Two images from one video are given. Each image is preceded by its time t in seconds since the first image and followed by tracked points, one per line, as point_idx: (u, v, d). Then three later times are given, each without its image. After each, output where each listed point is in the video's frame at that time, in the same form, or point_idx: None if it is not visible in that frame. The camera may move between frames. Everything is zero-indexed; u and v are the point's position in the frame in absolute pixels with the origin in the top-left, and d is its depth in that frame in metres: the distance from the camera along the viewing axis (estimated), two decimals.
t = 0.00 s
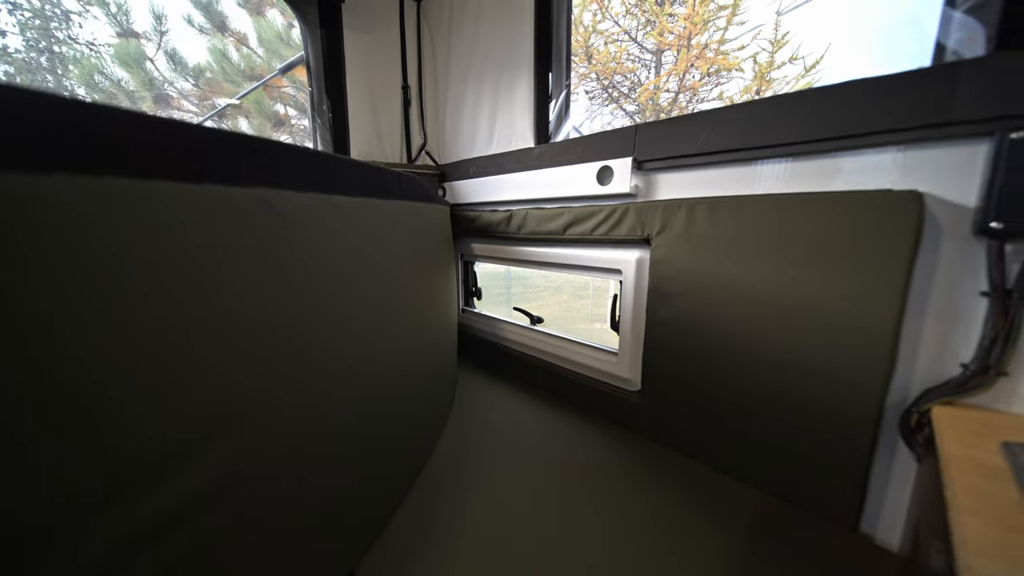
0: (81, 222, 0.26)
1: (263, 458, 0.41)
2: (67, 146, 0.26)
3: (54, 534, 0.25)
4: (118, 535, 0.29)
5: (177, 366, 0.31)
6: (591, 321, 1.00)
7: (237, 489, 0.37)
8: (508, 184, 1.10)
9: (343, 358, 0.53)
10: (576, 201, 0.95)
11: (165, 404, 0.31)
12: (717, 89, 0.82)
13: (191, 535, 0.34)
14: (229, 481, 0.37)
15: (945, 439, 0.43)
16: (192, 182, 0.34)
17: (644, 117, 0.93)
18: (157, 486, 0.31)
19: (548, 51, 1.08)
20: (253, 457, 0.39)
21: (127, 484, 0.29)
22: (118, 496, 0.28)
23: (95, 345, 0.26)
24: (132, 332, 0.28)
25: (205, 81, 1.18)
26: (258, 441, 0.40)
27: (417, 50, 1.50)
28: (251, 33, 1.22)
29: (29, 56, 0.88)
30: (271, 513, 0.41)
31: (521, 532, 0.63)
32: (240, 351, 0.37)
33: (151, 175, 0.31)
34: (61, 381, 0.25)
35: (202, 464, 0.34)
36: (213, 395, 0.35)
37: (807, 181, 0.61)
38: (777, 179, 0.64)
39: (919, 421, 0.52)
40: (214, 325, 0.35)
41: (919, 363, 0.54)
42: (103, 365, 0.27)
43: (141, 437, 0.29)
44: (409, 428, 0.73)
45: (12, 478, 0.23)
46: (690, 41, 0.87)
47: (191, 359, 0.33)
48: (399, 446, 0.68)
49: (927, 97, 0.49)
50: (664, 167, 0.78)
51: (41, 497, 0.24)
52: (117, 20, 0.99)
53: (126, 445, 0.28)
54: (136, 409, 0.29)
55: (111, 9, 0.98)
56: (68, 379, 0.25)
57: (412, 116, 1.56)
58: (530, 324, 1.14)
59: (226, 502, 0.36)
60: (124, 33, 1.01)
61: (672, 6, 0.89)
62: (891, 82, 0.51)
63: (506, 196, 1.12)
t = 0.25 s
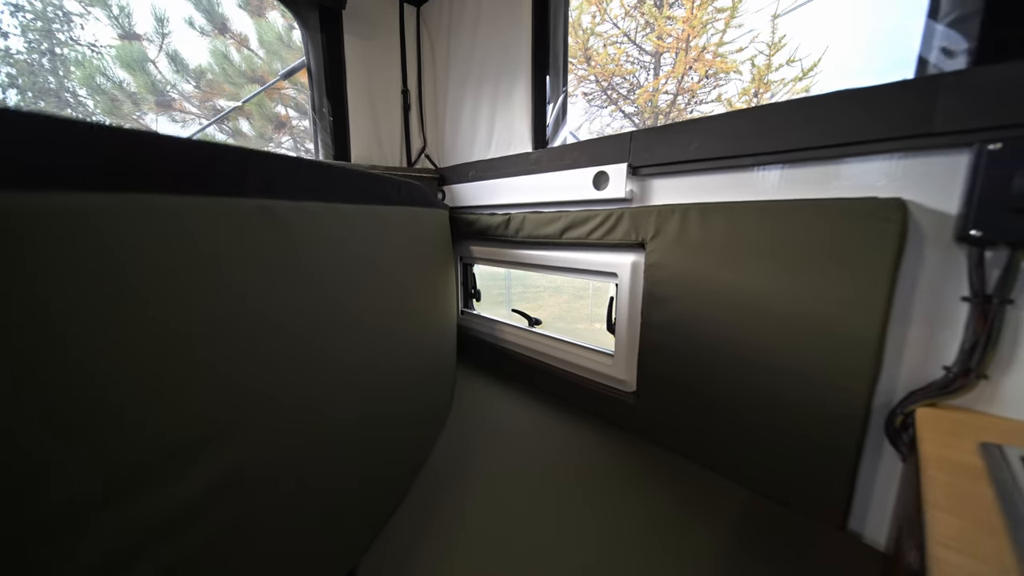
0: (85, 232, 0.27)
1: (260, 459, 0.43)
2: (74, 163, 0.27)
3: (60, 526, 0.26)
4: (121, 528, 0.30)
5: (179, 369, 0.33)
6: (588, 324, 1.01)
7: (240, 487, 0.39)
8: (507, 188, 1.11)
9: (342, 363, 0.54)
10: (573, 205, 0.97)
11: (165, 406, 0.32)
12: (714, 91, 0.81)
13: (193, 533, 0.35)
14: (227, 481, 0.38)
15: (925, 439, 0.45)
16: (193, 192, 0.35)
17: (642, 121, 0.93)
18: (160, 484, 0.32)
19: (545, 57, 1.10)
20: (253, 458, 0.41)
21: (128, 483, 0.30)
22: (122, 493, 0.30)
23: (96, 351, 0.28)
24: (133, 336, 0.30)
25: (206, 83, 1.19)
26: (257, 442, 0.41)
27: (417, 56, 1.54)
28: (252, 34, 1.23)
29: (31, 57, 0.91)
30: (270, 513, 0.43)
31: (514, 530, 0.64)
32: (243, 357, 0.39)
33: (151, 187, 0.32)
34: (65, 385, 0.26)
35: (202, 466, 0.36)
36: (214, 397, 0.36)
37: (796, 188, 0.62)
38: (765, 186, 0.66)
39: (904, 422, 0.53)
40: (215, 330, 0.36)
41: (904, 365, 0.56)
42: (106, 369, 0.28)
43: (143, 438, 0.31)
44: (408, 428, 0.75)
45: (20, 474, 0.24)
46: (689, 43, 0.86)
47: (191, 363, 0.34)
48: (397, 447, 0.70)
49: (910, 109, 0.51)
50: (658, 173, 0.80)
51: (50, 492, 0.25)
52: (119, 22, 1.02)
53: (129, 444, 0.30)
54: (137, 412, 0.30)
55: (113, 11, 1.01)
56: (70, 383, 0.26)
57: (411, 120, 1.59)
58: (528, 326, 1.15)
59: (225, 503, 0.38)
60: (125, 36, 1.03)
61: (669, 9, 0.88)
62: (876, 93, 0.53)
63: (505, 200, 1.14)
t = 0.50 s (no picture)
0: (89, 248, 0.30)
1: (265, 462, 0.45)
2: (75, 184, 0.30)
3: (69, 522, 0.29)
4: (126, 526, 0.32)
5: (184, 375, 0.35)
6: (584, 327, 1.03)
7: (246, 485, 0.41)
8: (507, 193, 1.14)
9: (343, 367, 0.56)
10: (570, 211, 0.99)
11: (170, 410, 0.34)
12: (712, 94, 0.82)
13: (195, 529, 0.37)
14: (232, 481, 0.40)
15: (903, 439, 0.47)
16: (189, 207, 0.37)
17: (639, 124, 0.94)
18: (164, 484, 0.34)
19: (543, 65, 1.12)
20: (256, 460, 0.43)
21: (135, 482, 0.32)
22: (127, 492, 0.32)
23: (112, 359, 0.30)
24: (131, 343, 0.31)
25: (208, 85, 1.21)
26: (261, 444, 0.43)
27: (417, 63, 1.56)
28: (253, 37, 1.26)
29: (33, 59, 0.96)
30: (271, 511, 0.45)
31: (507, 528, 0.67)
32: (248, 362, 0.42)
33: (161, 207, 0.35)
34: (83, 389, 0.29)
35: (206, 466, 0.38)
36: (220, 400, 0.39)
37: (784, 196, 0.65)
38: (754, 195, 0.68)
39: (885, 423, 0.56)
40: (219, 337, 0.39)
41: (886, 368, 0.58)
42: (122, 375, 0.31)
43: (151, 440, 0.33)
44: (408, 429, 0.77)
45: (22, 477, 0.26)
46: (688, 45, 0.86)
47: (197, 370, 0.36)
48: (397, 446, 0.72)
49: (891, 123, 0.53)
50: (652, 180, 0.82)
51: (52, 496, 0.28)
52: (121, 25, 1.06)
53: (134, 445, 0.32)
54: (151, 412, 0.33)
55: (116, 15, 1.05)
56: (74, 388, 0.28)
57: (412, 125, 1.61)
58: (526, 328, 1.17)
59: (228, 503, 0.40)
60: (128, 39, 1.07)
61: (668, 13, 0.88)
62: (859, 107, 0.55)
63: (504, 205, 1.16)
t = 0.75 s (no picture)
0: (109, 260, 0.34)
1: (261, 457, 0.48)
2: (84, 203, 0.33)
3: (78, 503, 0.32)
4: (129, 508, 0.36)
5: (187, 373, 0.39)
6: (575, 329, 1.06)
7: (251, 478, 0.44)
8: (502, 199, 1.17)
9: (338, 370, 0.60)
10: (562, 216, 1.03)
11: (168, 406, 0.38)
12: (710, 96, 0.84)
13: (201, 518, 0.41)
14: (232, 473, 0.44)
15: (863, 435, 0.50)
16: (200, 224, 0.42)
17: (637, 127, 0.97)
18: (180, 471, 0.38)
19: (536, 75, 1.16)
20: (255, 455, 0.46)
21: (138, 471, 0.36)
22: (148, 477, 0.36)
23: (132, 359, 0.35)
24: (130, 342, 0.35)
25: (211, 89, 1.25)
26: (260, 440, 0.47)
27: (415, 72, 1.60)
28: (256, 40, 1.29)
29: (39, 62, 1.00)
30: (269, 503, 0.49)
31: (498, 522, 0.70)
32: (247, 361, 0.46)
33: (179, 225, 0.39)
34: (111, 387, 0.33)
35: (206, 460, 0.41)
36: (223, 398, 0.43)
37: (762, 205, 0.68)
38: (733, 203, 0.72)
39: (853, 421, 0.59)
40: (216, 340, 0.42)
41: (855, 369, 0.61)
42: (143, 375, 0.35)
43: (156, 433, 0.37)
44: (405, 427, 0.81)
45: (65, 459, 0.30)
46: (685, 49, 0.89)
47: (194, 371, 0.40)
48: (393, 443, 0.75)
49: (857, 138, 0.56)
50: (639, 188, 0.85)
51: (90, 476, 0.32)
52: (125, 30, 1.10)
53: (137, 435, 0.36)
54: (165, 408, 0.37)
55: (120, 20, 1.09)
56: (92, 386, 0.33)
57: (411, 132, 1.66)
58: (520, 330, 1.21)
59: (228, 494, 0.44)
60: (132, 44, 1.11)
61: (666, 17, 0.92)
62: (829, 123, 0.58)
63: (499, 210, 1.19)
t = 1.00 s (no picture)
0: (137, 269, 0.41)
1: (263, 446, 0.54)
2: (110, 215, 0.40)
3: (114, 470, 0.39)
4: (153, 479, 0.43)
5: (194, 369, 0.46)
6: (566, 331, 1.10)
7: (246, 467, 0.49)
8: (499, 205, 1.21)
9: (333, 370, 0.66)
10: (553, 223, 1.07)
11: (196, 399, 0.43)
12: (709, 100, 0.88)
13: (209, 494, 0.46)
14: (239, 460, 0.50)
15: (821, 430, 0.54)
16: (213, 236, 0.49)
17: (637, 130, 1.01)
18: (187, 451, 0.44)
19: (526, 87, 1.20)
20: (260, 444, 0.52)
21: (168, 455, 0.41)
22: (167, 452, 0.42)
23: (145, 354, 0.41)
24: (162, 347, 0.43)
25: (220, 94, 1.31)
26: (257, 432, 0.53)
27: (416, 82, 1.65)
28: (263, 47, 1.35)
29: (54, 69, 1.05)
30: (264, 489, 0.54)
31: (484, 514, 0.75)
32: (252, 360, 0.52)
33: (186, 238, 0.46)
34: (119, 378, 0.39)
35: (210, 448, 0.48)
36: (229, 394, 0.49)
37: (734, 215, 0.72)
38: (711, 212, 0.76)
39: (816, 417, 0.63)
40: (231, 342, 0.49)
41: (820, 369, 0.65)
42: (154, 365, 0.42)
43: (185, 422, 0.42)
44: (401, 423, 0.86)
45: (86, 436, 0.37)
46: (684, 53, 0.92)
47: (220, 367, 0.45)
48: (388, 436, 0.81)
49: (817, 154, 0.60)
50: (624, 197, 0.89)
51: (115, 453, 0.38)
52: (137, 38, 1.16)
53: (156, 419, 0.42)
54: (170, 396, 0.43)
55: (132, 28, 1.15)
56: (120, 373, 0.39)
57: (411, 140, 1.71)
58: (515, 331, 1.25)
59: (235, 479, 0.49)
60: (145, 52, 1.17)
61: (664, 22, 0.94)
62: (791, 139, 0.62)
63: (495, 215, 1.24)
